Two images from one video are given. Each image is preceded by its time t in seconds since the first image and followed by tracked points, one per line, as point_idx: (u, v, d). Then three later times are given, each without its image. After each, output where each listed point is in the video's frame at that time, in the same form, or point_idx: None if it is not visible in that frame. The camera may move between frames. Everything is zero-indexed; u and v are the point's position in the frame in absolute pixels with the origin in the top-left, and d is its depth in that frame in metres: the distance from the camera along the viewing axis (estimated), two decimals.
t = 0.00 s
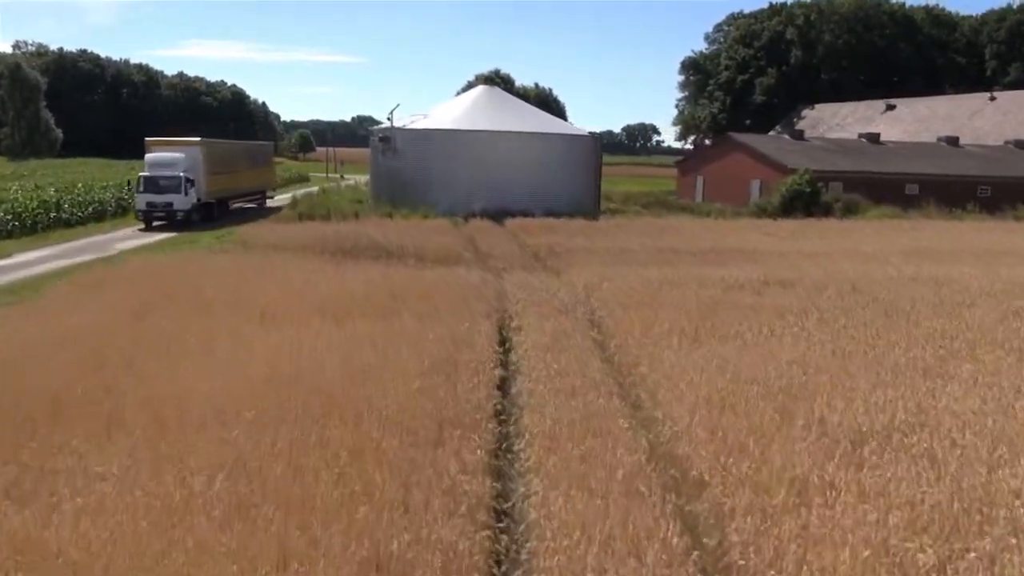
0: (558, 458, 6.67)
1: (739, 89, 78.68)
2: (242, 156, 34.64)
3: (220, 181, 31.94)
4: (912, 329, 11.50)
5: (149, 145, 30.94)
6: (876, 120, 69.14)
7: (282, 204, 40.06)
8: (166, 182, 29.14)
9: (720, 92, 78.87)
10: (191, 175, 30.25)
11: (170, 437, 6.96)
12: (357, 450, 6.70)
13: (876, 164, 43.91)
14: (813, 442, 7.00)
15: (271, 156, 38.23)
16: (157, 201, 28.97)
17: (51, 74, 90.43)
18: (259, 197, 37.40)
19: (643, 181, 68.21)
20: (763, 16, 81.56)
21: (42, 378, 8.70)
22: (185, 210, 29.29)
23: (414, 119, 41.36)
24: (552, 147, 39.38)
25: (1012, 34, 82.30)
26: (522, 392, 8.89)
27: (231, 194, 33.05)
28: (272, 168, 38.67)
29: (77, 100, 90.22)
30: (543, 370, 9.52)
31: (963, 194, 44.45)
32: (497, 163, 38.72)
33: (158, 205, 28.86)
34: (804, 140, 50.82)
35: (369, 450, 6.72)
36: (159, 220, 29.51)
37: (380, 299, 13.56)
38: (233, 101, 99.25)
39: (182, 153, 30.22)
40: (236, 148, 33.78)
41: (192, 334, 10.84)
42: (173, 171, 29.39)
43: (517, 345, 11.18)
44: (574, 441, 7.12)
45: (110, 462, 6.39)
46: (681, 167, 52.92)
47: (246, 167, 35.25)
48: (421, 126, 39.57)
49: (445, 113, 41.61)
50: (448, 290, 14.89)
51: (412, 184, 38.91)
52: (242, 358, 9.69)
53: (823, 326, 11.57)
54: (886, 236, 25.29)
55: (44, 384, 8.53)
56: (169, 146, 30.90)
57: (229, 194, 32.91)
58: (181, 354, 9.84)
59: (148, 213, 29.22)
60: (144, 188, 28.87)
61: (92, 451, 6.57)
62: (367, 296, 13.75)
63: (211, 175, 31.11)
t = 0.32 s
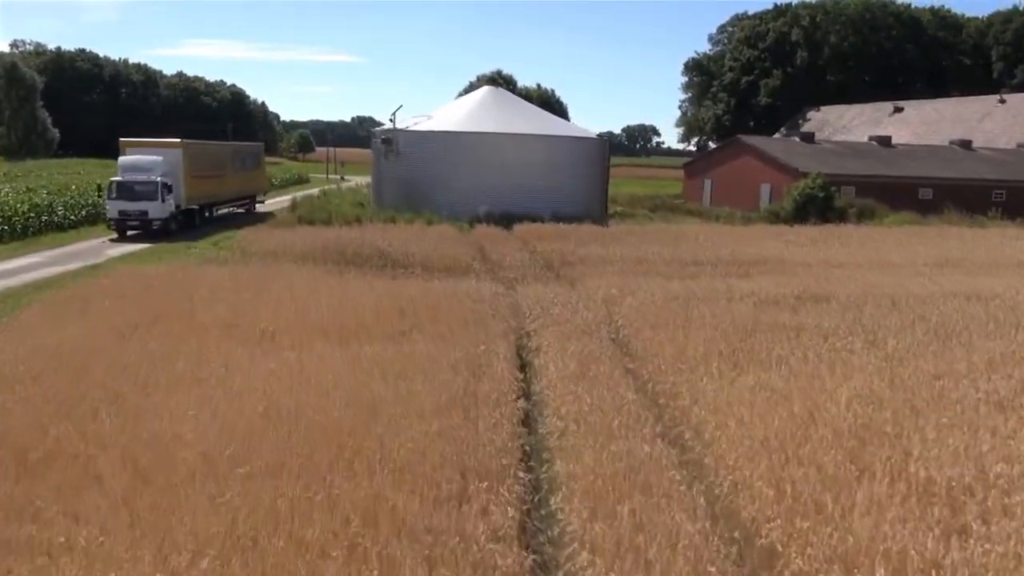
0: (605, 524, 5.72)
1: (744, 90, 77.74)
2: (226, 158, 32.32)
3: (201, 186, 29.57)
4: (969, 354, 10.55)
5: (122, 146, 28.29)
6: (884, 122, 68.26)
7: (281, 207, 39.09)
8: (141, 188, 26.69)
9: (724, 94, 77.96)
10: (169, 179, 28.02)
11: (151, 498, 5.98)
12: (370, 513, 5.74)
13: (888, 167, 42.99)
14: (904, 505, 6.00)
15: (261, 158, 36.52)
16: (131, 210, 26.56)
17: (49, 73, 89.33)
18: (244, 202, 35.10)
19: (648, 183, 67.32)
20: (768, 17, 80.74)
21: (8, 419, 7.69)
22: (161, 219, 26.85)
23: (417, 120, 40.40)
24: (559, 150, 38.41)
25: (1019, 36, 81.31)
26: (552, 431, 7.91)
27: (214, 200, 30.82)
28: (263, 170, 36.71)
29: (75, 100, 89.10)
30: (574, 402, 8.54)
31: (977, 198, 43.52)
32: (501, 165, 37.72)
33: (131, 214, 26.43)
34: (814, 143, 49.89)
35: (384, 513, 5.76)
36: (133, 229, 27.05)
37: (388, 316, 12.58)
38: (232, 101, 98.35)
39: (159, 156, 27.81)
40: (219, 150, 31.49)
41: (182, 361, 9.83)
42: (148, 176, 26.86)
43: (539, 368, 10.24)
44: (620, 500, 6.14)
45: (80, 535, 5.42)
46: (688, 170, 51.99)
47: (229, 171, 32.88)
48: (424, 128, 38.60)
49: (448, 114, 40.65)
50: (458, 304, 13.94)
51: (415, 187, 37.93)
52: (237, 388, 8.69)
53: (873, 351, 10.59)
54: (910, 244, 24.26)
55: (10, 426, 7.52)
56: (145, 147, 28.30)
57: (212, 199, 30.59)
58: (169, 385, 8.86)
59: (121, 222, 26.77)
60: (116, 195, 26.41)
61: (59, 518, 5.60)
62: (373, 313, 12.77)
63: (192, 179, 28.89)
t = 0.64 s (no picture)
0: None
1: (748, 91, 76.84)
2: (208, 162, 29.97)
3: (179, 194, 27.07)
4: None
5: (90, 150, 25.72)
6: (891, 124, 67.36)
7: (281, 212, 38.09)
8: (112, 196, 24.10)
9: (728, 95, 77.13)
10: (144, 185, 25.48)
11: None
12: None
13: (901, 170, 42.06)
14: None
15: (248, 160, 34.59)
16: (100, 220, 23.98)
17: (46, 74, 88.17)
18: (226, 209, 32.48)
19: (653, 186, 66.39)
20: (772, 18, 79.97)
21: None
22: (134, 230, 24.30)
23: (421, 122, 39.48)
24: (566, 153, 37.46)
25: None
26: (594, 480, 6.98)
27: (195, 207, 28.41)
28: (250, 175, 34.68)
29: (72, 100, 87.99)
30: (614, 443, 7.62)
31: (991, 202, 42.61)
32: (507, 167, 36.75)
33: (100, 224, 23.90)
34: (824, 145, 49.01)
35: None
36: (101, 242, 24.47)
37: (399, 337, 11.62)
38: (230, 102, 97.61)
39: (132, 160, 25.25)
40: (200, 152, 29.03)
41: (173, 394, 8.84)
42: (119, 182, 24.35)
43: (567, 399, 9.33)
44: None
45: None
46: (695, 172, 51.11)
47: (211, 176, 30.39)
48: (428, 129, 37.66)
49: (452, 116, 39.72)
50: (474, 322, 13.01)
51: (418, 191, 36.99)
52: (235, 428, 7.73)
53: (934, 379, 9.63)
54: (934, 252, 23.26)
55: None
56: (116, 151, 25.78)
57: (191, 207, 28.07)
58: (160, 423, 7.93)
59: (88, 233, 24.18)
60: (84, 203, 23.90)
61: None
62: (383, 334, 11.81)
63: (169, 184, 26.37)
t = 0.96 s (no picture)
0: None
1: (752, 92, 75.75)
2: (189, 167, 27.80)
3: (154, 203, 24.59)
4: None
5: (53, 157, 23.19)
6: (899, 125, 66.42)
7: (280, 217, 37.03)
8: (75, 207, 21.64)
9: (731, 96, 76.06)
10: (112, 194, 22.96)
11: None
12: None
13: (914, 173, 41.10)
14: None
15: (233, 164, 32.58)
16: (60, 234, 21.57)
17: (42, 74, 86.65)
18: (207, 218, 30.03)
19: (658, 187, 65.47)
20: (776, 18, 78.88)
21: None
22: (99, 245, 21.85)
23: (424, 124, 38.54)
24: (573, 155, 36.47)
25: None
26: (649, 545, 6.09)
27: (171, 217, 25.84)
28: (236, 180, 32.70)
29: (69, 101, 86.81)
30: (668, 498, 6.71)
31: (1007, 206, 41.71)
32: (513, 171, 35.79)
33: (61, 238, 21.50)
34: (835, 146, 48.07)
35: None
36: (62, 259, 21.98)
37: (413, 362, 10.70)
38: (228, 103, 96.61)
39: (99, 167, 22.74)
40: (178, 157, 26.65)
41: (165, 434, 7.95)
42: (83, 191, 21.88)
43: (605, 435, 8.40)
44: None
45: None
46: (703, 175, 50.19)
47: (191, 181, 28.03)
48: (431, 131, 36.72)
49: (456, 117, 38.72)
50: (492, 342, 12.06)
51: (422, 195, 36.04)
52: (237, 480, 6.84)
53: (1010, 415, 8.71)
54: (962, 260, 22.27)
55: None
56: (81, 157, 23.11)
57: (167, 219, 25.56)
58: (152, 474, 7.01)
59: (48, 249, 21.71)
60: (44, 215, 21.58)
61: None
62: (395, 358, 10.87)
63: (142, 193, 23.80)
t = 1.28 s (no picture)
0: None
1: (755, 92, 74.76)
2: (165, 172, 26.55)
3: (123, 213, 23.10)
4: None
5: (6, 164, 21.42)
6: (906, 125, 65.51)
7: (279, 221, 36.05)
8: (27, 221, 19.89)
9: (734, 96, 75.09)
10: (71, 204, 21.32)
11: None
12: None
13: (928, 175, 40.16)
14: None
15: (214, 168, 31.35)
16: (9, 251, 19.76)
17: (38, 75, 85.19)
18: (184, 227, 28.60)
19: (662, 188, 64.56)
20: (779, 18, 77.98)
21: None
22: (52, 265, 20.13)
23: (427, 125, 37.64)
24: (580, 158, 35.50)
25: None
26: None
27: (141, 228, 24.30)
28: (217, 186, 31.52)
29: (64, 101, 85.54)
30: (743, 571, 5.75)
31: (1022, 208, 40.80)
32: (519, 173, 34.81)
33: (10, 256, 19.70)
34: (845, 147, 47.14)
35: None
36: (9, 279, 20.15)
37: (431, 391, 9.73)
38: (227, 103, 95.65)
39: (56, 175, 21.09)
40: (149, 162, 25.25)
41: (155, 486, 6.98)
42: (35, 204, 20.13)
43: (656, 482, 7.41)
44: None
45: None
46: (710, 177, 49.25)
47: (167, 187, 26.70)
48: (434, 133, 35.80)
49: (459, 119, 37.80)
50: (514, 366, 11.06)
51: (426, 199, 35.10)
52: (239, 549, 5.88)
53: None
54: (990, 268, 21.30)
55: None
56: (37, 164, 21.55)
57: (138, 229, 24.01)
58: (140, 541, 6.04)
59: None
60: None
61: None
62: (410, 386, 9.91)
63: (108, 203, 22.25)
